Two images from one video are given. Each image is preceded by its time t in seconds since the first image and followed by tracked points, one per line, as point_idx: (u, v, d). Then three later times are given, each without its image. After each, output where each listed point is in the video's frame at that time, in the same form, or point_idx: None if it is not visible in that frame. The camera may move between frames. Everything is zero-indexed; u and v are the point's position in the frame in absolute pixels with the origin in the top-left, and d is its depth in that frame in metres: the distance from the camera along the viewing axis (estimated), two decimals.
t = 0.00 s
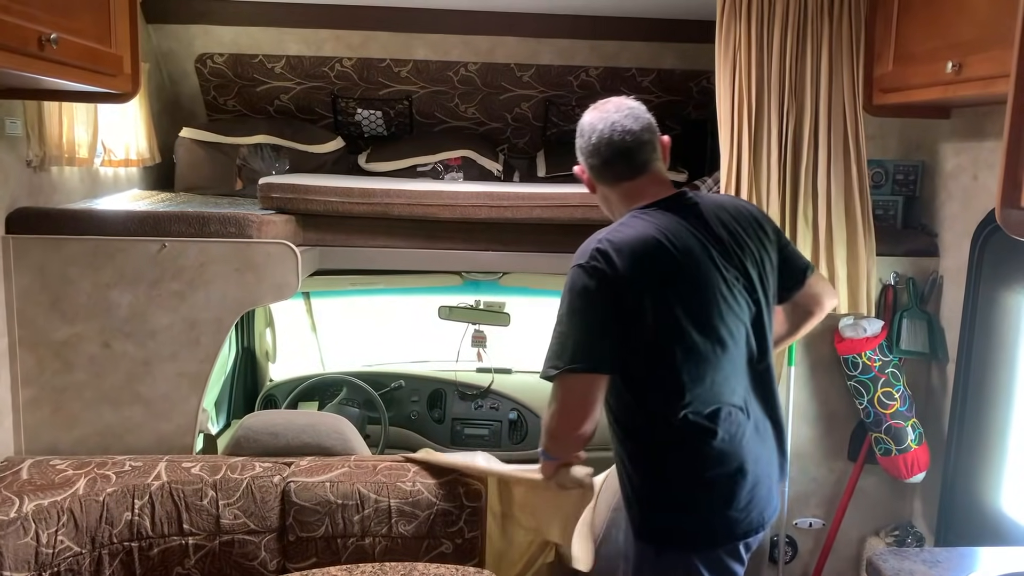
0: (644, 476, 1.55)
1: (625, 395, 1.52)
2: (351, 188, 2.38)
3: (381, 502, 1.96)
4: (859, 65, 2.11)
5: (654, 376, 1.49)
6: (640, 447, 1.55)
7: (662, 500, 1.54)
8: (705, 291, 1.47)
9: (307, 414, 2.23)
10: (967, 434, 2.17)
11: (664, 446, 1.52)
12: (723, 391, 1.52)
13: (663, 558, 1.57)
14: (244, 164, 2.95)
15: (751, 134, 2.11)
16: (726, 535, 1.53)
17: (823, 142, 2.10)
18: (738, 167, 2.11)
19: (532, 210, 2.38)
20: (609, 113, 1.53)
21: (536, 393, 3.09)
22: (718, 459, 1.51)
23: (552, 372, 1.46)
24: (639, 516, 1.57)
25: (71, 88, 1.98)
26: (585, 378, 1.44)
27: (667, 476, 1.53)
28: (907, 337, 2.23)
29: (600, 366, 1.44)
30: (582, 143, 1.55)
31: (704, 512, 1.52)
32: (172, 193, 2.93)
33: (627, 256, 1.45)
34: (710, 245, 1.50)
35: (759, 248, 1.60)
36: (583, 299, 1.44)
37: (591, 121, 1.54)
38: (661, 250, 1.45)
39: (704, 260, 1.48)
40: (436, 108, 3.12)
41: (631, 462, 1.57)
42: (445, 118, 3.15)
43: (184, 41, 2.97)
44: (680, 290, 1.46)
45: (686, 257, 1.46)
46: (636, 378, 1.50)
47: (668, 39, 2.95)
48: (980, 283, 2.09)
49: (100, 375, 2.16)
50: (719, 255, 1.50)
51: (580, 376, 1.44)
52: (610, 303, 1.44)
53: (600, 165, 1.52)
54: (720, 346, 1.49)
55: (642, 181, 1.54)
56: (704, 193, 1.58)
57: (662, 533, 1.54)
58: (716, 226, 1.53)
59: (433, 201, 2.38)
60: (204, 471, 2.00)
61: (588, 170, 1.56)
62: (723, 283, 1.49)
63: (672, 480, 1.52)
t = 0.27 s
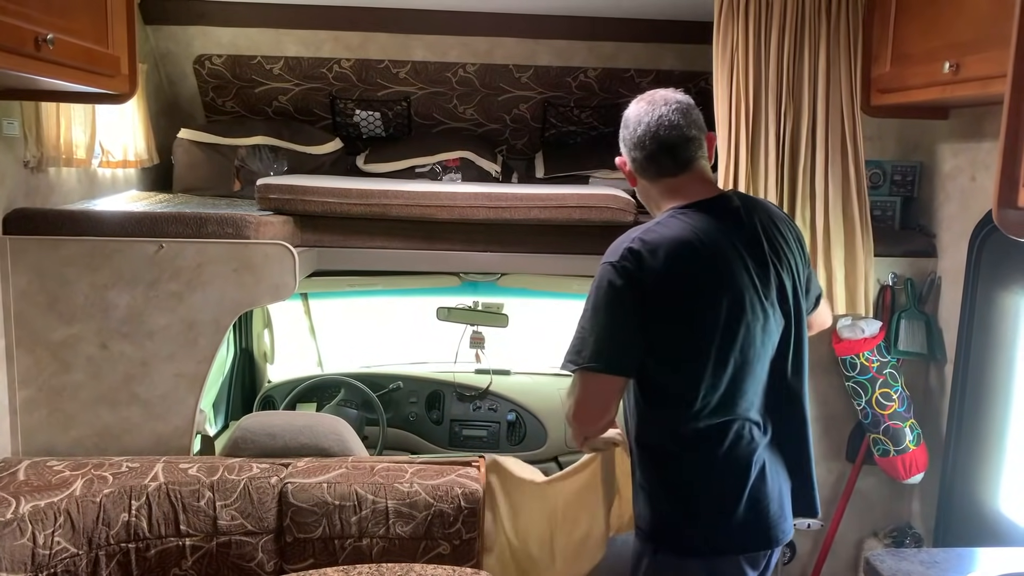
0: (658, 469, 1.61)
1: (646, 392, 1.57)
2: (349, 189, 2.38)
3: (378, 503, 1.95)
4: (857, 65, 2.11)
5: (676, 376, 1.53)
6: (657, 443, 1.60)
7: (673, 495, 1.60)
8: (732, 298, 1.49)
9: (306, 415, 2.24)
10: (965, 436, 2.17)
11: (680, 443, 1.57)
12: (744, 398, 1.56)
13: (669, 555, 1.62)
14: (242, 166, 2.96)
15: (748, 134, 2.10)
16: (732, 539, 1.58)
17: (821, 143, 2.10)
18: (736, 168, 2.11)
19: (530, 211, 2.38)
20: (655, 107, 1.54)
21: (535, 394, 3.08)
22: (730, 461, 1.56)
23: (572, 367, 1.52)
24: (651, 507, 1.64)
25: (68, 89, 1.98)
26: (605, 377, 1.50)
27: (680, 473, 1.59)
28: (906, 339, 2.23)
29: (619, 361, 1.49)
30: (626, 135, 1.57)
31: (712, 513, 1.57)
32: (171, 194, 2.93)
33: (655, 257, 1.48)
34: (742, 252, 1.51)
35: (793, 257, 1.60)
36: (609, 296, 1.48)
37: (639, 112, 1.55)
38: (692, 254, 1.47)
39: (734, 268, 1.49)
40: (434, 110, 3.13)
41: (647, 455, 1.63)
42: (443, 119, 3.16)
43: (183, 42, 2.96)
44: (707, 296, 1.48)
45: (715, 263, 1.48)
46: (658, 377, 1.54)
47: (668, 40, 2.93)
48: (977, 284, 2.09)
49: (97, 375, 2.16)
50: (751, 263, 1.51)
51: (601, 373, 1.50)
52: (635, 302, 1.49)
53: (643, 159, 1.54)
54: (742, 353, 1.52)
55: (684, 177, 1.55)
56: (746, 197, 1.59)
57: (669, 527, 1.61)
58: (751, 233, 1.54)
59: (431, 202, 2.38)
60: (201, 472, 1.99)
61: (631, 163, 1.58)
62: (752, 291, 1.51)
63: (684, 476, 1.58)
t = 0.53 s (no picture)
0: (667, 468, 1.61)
1: (659, 392, 1.58)
2: (348, 190, 2.38)
3: (377, 504, 1.94)
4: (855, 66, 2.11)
5: (690, 377, 1.53)
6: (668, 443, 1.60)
7: (681, 493, 1.60)
8: (750, 302, 1.49)
9: (304, 416, 2.23)
10: (963, 437, 2.17)
11: (691, 444, 1.58)
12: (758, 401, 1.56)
13: (673, 555, 1.63)
14: (241, 167, 2.98)
15: (746, 134, 2.11)
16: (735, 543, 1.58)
17: (820, 143, 2.10)
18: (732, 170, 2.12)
19: (529, 212, 2.38)
20: (683, 105, 1.53)
21: (535, 395, 3.07)
22: (740, 464, 1.57)
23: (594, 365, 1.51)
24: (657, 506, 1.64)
25: (66, 90, 1.98)
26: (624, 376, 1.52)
27: (689, 473, 1.59)
28: (904, 339, 2.24)
29: (634, 359, 1.50)
30: (651, 131, 1.56)
31: (719, 515, 1.58)
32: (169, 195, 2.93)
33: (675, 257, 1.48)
34: (761, 256, 1.51)
35: (810, 265, 1.61)
36: (627, 294, 1.48)
37: (666, 107, 1.55)
38: (712, 257, 1.48)
39: (753, 273, 1.49)
40: (433, 111, 3.13)
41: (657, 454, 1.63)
42: (442, 120, 3.17)
43: (182, 44, 2.95)
44: (725, 300, 1.48)
45: (734, 267, 1.48)
46: (671, 377, 1.55)
47: (668, 42, 2.92)
48: (975, 285, 2.10)
49: (96, 377, 2.16)
50: (769, 269, 1.52)
51: (618, 370, 1.51)
52: (652, 302, 1.49)
53: (668, 156, 1.54)
54: (758, 357, 1.53)
55: (708, 177, 1.55)
56: (767, 202, 1.59)
57: (674, 527, 1.61)
58: (771, 238, 1.54)
59: (429, 204, 2.38)
60: (200, 473, 2.00)
61: (654, 159, 1.57)
62: (769, 297, 1.51)
63: (692, 477, 1.59)
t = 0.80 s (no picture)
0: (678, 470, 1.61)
1: (672, 392, 1.57)
2: (347, 190, 2.38)
3: (376, 504, 1.94)
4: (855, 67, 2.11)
5: (705, 377, 1.53)
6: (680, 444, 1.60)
7: (692, 492, 1.60)
8: (767, 305, 1.48)
9: (302, 417, 2.23)
10: (963, 437, 2.17)
11: (702, 445, 1.57)
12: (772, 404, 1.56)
13: (682, 558, 1.62)
14: (241, 168, 2.99)
15: (744, 135, 2.12)
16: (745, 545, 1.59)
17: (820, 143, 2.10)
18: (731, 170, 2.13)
19: (528, 213, 2.38)
20: (683, 115, 1.55)
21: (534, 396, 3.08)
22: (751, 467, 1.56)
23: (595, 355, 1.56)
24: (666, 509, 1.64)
25: (66, 91, 1.98)
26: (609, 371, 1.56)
27: (699, 476, 1.59)
28: (903, 340, 2.24)
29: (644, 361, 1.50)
30: (664, 138, 1.53)
31: (729, 518, 1.58)
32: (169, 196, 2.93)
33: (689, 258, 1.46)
34: (782, 259, 1.50)
35: (830, 267, 1.58)
36: (638, 296, 1.49)
37: (669, 118, 1.54)
38: (727, 259, 1.46)
39: (770, 275, 1.48)
40: (433, 111, 3.13)
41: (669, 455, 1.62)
42: (442, 121, 3.17)
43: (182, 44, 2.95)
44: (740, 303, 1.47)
45: (751, 269, 1.47)
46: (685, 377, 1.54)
47: (668, 43, 2.92)
48: (974, 286, 2.10)
49: (95, 377, 2.16)
50: (787, 271, 1.50)
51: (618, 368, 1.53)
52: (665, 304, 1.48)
53: (682, 162, 1.51)
54: (773, 360, 1.52)
55: (719, 184, 1.55)
56: (786, 204, 1.57)
57: (684, 530, 1.61)
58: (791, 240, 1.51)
59: (429, 204, 2.38)
60: (200, 473, 1.99)
61: (668, 167, 1.53)
62: (786, 299, 1.50)
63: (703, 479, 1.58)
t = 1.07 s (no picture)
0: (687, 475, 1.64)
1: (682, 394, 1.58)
2: (347, 191, 2.38)
3: (375, 505, 1.94)
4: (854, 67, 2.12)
5: (715, 382, 1.53)
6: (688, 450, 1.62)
7: (701, 491, 1.62)
8: (773, 316, 1.47)
9: (300, 418, 2.22)
10: (962, 437, 2.17)
11: (710, 453, 1.59)
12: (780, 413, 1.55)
13: (692, 563, 1.64)
14: (240, 169, 2.98)
15: (743, 136, 2.12)
16: (755, 549, 1.60)
17: (819, 144, 2.10)
18: (730, 169, 2.13)
19: (528, 214, 2.38)
20: (650, 148, 1.54)
21: (533, 398, 3.09)
22: (760, 473, 1.58)
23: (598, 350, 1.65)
24: (676, 513, 1.66)
25: (65, 92, 1.98)
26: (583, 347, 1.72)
27: (707, 475, 1.60)
28: (901, 341, 2.25)
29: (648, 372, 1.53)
30: (641, 176, 1.50)
31: (739, 523, 1.60)
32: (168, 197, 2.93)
33: (692, 271, 1.47)
34: (798, 264, 1.47)
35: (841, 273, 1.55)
36: (641, 307, 1.51)
37: (641, 151, 1.53)
38: (730, 270, 1.46)
39: (776, 286, 1.46)
40: (433, 112, 3.13)
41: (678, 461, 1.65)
42: (441, 122, 3.17)
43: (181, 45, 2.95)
44: (745, 314, 1.47)
45: (755, 281, 1.45)
46: (695, 381, 1.55)
47: (667, 44, 2.92)
48: (973, 286, 2.10)
49: (95, 378, 2.16)
50: (794, 280, 1.47)
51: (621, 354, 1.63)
52: (669, 315, 1.50)
53: (660, 195, 1.49)
54: (780, 370, 1.51)
55: (702, 209, 1.52)
56: (794, 209, 1.53)
57: (694, 535, 1.63)
58: (799, 249, 1.48)
59: (428, 205, 2.38)
60: (199, 474, 1.99)
61: (651, 203, 1.51)
62: (794, 309, 1.48)
63: (713, 485, 1.60)
